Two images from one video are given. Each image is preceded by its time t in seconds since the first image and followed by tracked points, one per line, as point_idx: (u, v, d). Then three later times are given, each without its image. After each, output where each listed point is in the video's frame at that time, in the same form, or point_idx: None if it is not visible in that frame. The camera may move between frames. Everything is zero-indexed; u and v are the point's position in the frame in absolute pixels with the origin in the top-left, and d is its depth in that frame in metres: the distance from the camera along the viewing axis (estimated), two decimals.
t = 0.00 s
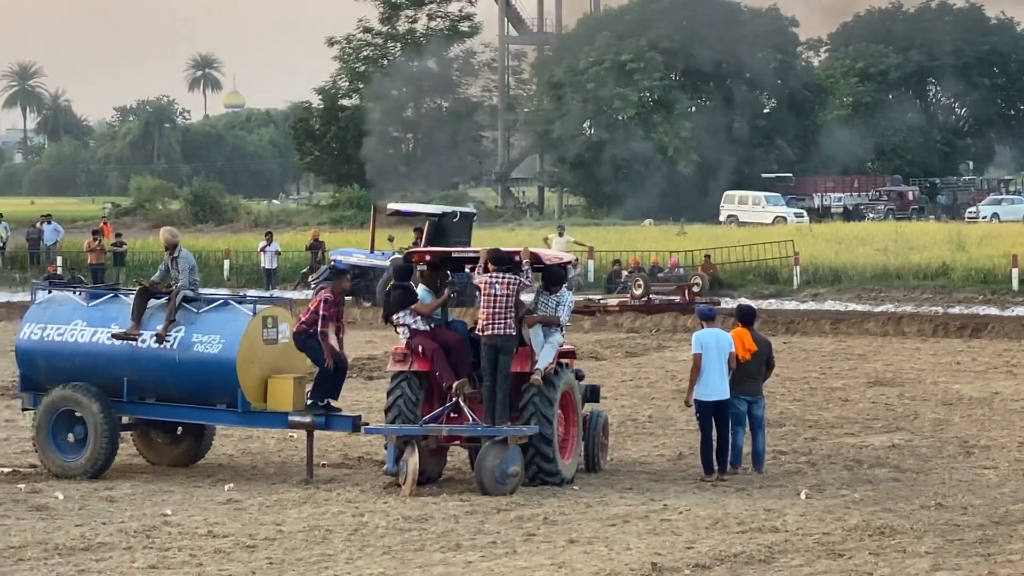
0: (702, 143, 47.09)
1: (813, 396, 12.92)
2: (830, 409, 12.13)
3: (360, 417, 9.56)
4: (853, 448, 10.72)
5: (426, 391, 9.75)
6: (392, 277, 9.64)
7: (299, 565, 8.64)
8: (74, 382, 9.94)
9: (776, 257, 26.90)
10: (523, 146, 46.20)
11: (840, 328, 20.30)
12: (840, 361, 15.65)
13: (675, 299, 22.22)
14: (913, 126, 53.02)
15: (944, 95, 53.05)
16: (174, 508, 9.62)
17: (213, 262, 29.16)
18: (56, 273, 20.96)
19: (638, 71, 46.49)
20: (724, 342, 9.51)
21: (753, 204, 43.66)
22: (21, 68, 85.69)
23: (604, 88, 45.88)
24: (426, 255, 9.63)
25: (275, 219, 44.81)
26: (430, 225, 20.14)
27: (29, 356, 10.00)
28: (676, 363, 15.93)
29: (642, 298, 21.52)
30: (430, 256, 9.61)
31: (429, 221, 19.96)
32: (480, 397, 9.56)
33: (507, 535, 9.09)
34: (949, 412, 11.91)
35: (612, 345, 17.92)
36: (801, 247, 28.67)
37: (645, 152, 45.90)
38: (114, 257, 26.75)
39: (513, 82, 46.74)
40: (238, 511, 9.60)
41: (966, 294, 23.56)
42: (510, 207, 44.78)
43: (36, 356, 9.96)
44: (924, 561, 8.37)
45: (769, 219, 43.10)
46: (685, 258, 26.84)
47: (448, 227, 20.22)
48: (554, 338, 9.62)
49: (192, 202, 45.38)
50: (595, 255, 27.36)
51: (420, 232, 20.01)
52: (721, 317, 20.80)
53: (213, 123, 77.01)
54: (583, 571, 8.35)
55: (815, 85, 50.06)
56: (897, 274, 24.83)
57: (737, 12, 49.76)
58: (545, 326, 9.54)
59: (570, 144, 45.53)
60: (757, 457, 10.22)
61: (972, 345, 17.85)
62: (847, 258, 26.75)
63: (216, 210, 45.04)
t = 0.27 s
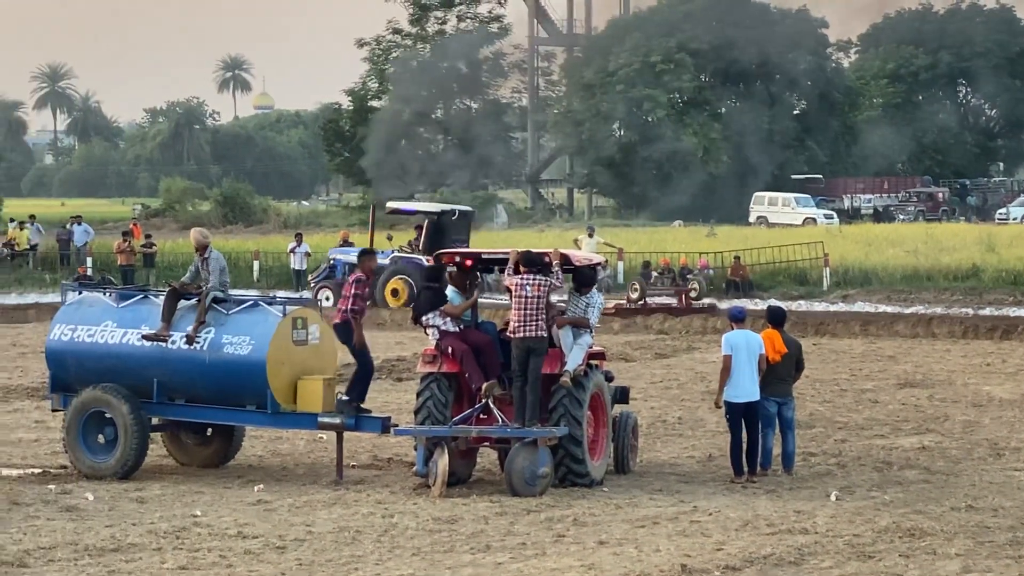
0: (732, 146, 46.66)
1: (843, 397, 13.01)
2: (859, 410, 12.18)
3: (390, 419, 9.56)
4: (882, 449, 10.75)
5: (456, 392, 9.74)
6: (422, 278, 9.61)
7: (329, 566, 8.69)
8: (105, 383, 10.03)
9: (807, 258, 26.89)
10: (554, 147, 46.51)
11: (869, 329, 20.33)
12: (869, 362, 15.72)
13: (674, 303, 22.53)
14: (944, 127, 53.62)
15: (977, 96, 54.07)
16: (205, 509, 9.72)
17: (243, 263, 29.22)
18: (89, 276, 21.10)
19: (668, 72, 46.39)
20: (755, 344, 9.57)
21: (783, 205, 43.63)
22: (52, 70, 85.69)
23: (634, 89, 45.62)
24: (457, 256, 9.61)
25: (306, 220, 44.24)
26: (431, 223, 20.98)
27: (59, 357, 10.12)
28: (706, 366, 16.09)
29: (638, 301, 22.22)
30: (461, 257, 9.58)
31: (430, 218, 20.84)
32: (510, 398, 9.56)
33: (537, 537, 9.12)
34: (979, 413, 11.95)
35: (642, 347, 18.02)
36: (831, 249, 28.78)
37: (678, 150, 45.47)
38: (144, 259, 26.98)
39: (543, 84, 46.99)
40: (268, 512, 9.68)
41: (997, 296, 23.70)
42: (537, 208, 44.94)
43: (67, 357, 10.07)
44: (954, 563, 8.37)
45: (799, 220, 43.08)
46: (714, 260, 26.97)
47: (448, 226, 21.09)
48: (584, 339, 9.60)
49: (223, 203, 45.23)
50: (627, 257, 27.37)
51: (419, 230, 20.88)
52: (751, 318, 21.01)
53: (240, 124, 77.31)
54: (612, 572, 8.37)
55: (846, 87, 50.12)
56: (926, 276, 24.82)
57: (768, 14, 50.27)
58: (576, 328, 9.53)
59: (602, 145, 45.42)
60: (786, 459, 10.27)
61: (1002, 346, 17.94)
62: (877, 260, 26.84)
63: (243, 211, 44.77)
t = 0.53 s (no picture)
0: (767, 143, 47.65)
1: (875, 398, 13.08)
2: (892, 411, 12.20)
3: (422, 420, 9.56)
4: (915, 450, 10.73)
5: (488, 392, 9.75)
6: (454, 279, 9.64)
7: (361, 565, 8.72)
8: (136, 383, 10.13)
9: (840, 258, 27.26)
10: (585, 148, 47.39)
11: (902, 330, 20.39)
12: (901, 363, 15.85)
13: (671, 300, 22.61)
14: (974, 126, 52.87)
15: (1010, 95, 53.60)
16: (236, 509, 9.78)
17: (275, 263, 29.26)
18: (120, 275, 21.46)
19: (700, 73, 47.41)
20: (787, 346, 9.55)
21: (815, 206, 43.82)
22: (85, 70, 85.55)
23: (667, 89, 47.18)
24: (489, 256, 9.63)
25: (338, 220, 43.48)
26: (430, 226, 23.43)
27: (91, 356, 10.23)
28: (737, 366, 16.27)
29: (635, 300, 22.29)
30: (493, 257, 9.61)
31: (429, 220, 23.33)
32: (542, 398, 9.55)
33: (569, 537, 9.14)
34: (1012, 413, 11.98)
35: (674, 348, 18.20)
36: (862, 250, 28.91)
37: (711, 150, 46.57)
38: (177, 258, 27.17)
39: (573, 85, 47.10)
40: (300, 512, 9.72)
41: None
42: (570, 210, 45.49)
43: (99, 356, 10.17)
44: (987, 564, 8.36)
45: (831, 220, 43.16)
46: (746, 261, 27.11)
47: (446, 227, 23.63)
48: (615, 339, 9.60)
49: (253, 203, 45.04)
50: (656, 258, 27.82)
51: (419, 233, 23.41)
52: (785, 319, 21.25)
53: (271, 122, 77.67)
54: (645, 572, 8.35)
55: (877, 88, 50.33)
56: (960, 276, 25.11)
57: (801, 15, 50.33)
58: (607, 327, 9.53)
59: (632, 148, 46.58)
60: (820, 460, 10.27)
61: None
62: (909, 261, 27.01)
63: (276, 211, 44.78)
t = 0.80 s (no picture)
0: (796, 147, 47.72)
1: (907, 398, 13.24)
2: (924, 412, 12.29)
3: (455, 420, 9.59)
4: (948, 451, 10.75)
5: (520, 392, 9.76)
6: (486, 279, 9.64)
7: (393, 565, 8.76)
8: (170, 383, 10.31)
9: (873, 258, 27.54)
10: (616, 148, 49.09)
11: (936, 330, 20.74)
12: (934, 363, 16.09)
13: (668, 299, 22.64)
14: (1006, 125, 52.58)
15: None
16: (268, 509, 9.89)
17: (306, 263, 29.29)
18: (150, 275, 22.75)
19: (732, 72, 47.49)
20: (819, 345, 9.59)
21: (848, 207, 43.89)
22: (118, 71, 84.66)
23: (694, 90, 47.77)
24: (520, 256, 9.64)
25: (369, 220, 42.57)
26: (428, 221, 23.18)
27: (125, 356, 10.42)
28: (772, 366, 16.69)
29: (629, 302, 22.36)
30: (524, 257, 9.62)
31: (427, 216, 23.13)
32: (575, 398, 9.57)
33: (601, 537, 9.16)
34: None
35: (707, 348, 18.66)
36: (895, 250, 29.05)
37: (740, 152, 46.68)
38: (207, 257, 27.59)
39: (607, 84, 49.59)
40: (333, 512, 9.79)
41: None
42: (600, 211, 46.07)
43: (133, 356, 10.36)
44: (1021, 564, 8.35)
45: (864, 221, 43.35)
46: (778, 262, 27.61)
47: (446, 224, 23.41)
48: (647, 338, 9.64)
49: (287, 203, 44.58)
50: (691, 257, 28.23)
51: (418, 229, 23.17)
52: (816, 319, 21.71)
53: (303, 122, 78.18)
54: (676, 572, 8.36)
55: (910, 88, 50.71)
56: (992, 277, 25.28)
57: (833, 14, 50.59)
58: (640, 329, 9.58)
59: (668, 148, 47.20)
60: (853, 460, 10.31)
61: None
62: (943, 261, 27.15)
63: (309, 211, 44.08)
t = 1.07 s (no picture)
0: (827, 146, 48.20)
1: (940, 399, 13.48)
2: (957, 412, 12.46)
3: (482, 418, 10.32)
4: (980, 450, 10.90)
5: (549, 392, 9.88)
6: (515, 278, 9.80)
7: (424, 565, 8.86)
8: (199, 381, 11.08)
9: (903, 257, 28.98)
10: (647, 147, 49.00)
11: (966, 330, 22.05)
12: (963, 361, 16.92)
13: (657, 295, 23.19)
14: None
15: None
16: (298, 508, 10.23)
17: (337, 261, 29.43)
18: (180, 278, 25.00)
19: (761, 72, 47.93)
20: (849, 345, 10.02)
21: (878, 205, 44.55)
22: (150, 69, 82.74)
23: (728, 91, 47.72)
24: (550, 255, 9.87)
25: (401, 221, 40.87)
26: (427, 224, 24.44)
27: (156, 354, 11.22)
28: (797, 365, 18.51)
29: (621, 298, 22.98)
30: (553, 256, 9.84)
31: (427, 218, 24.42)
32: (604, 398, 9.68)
33: (631, 537, 9.21)
34: None
35: (735, 348, 20.79)
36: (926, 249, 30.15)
37: (773, 149, 47.21)
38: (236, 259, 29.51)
39: (638, 84, 49.33)
40: (363, 510, 10.11)
41: None
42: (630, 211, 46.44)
43: (163, 354, 11.14)
44: None
45: (895, 220, 44.05)
46: (810, 260, 29.09)
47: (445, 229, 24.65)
48: (677, 337, 9.85)
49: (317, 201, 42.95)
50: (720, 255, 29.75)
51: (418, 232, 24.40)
52: (847, 318, 22.94)
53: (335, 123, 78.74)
54: (707, 571, 8.35)
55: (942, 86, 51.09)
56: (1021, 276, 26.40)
57: (863, 14, 50.81)
58: (668, 327, 9.78)
59: (697, 146, 48.06)
60: (882, 462, 10.50)
61: None
62: (973, 260, 28.40)
63: (339, 211, 42.48)
